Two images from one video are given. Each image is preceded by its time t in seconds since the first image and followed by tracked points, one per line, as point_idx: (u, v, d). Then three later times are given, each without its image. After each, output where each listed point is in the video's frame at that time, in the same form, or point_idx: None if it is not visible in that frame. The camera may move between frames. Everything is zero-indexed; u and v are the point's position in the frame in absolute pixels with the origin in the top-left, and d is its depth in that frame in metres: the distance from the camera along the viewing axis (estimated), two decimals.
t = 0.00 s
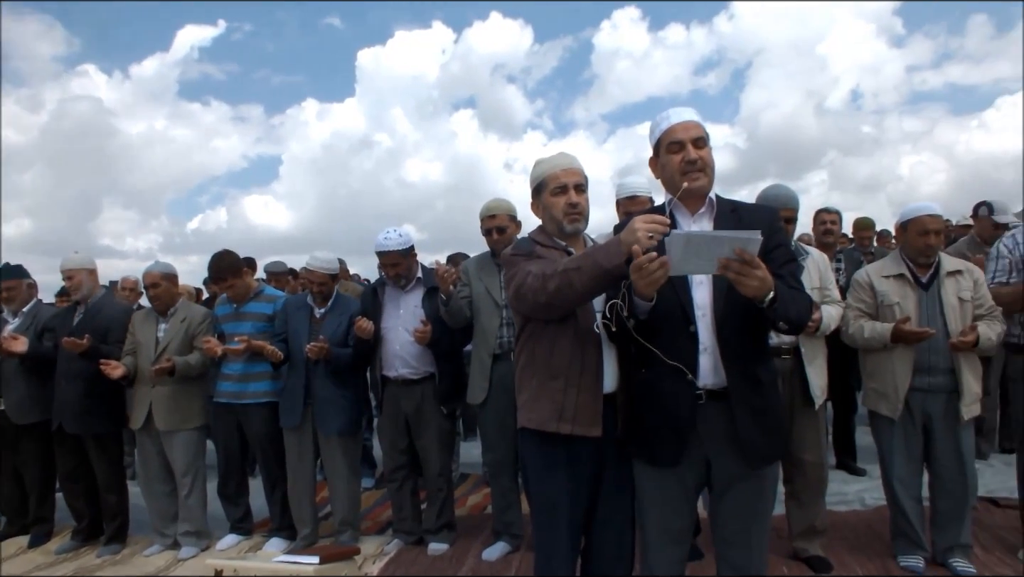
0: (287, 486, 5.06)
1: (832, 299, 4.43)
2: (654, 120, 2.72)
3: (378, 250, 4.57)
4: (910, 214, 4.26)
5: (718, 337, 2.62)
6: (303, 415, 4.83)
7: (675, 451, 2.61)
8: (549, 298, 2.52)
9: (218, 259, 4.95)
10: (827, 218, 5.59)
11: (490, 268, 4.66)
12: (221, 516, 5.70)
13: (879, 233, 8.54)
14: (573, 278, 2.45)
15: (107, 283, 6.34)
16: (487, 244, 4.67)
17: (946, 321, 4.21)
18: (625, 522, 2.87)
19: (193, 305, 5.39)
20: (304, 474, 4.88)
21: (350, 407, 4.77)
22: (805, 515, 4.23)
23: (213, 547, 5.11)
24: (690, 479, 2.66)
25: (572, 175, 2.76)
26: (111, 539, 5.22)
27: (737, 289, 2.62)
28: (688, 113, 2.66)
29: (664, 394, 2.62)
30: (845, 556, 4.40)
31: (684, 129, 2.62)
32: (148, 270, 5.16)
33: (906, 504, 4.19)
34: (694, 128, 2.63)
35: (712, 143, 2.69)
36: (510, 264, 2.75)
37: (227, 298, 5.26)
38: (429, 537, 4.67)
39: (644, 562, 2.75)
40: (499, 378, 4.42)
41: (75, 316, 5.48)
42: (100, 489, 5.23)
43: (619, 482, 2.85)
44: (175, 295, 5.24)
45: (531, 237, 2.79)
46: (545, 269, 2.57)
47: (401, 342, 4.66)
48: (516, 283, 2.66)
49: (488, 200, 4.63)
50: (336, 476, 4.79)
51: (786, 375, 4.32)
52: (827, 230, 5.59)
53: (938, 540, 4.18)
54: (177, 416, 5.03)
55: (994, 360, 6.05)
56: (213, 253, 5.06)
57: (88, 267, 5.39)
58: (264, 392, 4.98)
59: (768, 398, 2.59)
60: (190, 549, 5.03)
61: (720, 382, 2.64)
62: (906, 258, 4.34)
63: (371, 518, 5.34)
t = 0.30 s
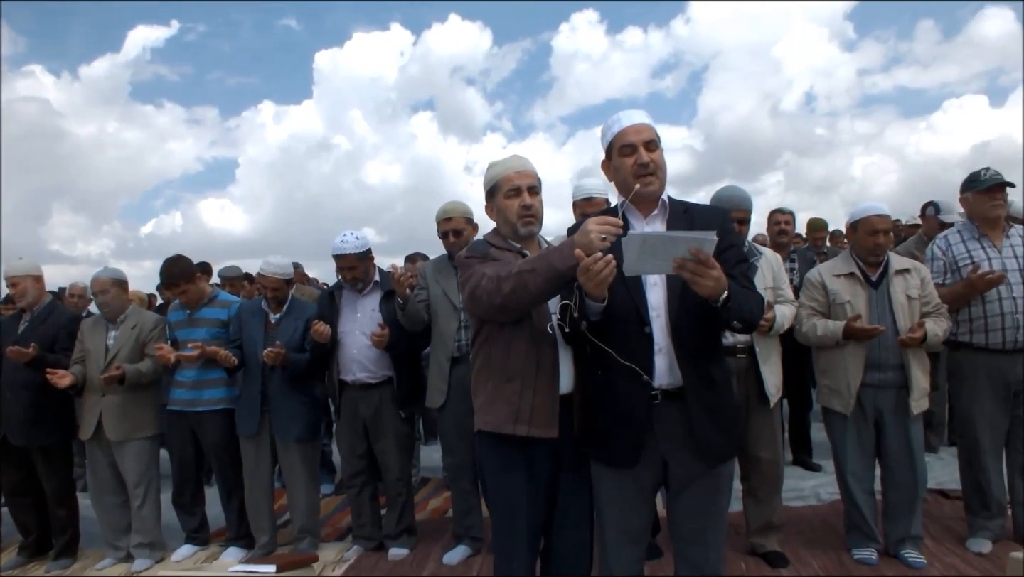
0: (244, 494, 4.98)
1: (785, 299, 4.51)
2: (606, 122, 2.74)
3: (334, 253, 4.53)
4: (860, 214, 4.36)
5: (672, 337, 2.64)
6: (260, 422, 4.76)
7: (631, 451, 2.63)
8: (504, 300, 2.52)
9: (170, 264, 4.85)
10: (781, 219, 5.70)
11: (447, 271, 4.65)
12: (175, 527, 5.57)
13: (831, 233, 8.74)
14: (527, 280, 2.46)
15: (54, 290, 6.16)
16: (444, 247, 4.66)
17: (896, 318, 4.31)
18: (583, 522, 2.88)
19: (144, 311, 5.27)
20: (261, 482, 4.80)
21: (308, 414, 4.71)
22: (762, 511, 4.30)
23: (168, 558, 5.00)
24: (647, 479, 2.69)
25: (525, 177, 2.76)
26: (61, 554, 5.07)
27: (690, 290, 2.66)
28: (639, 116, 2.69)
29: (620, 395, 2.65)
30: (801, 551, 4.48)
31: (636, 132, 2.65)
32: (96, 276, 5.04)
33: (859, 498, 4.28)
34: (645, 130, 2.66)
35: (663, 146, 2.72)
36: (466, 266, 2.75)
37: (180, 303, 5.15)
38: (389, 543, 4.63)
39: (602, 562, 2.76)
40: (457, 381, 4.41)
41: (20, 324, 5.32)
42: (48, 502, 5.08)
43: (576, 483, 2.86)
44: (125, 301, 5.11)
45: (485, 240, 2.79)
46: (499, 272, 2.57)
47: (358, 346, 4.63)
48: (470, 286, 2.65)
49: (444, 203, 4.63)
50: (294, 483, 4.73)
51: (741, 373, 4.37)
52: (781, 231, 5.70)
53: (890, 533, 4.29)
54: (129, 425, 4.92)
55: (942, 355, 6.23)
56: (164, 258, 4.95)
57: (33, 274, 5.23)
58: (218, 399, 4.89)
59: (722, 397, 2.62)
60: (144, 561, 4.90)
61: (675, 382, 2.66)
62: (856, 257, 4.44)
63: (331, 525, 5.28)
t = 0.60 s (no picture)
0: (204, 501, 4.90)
1: (744, 299, 4.59)
2: (568, 125, 2.76)
3: (294, 256, 4.50)
4: (816, 215, 4.46)
5: (632, 339, 2.67)
6: (219, 429, 4.70)
7: (593, 455, 2.64)
8: (463, 302, 2.53)
9: (126, 268, 4.76)
10: (740, 221, 5.80)
11: (409, 274, 4.64)
12: (134, 536, 5.47)
13: (789, 235, 8.90)
14: (487, 283, 2.47)
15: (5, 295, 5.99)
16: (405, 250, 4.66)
17: (852, 318, 4.40)
18: (546, 525, 2.89)
19: (100, 317, 5.16)
20: (221, 489, 4.73)
21: (269, 419, 4.67)
22: (723, 509, 4.37)
23: (126, 568, 4.90)
24: (609, 481, 2.70)
25: (484, 179, 2.77)
26: (14, 566, 4.95)
27: (648, 292, 2.70)
28: (600, 119, 2.72)
29: (581, 398, 2.67)
30: (762, 549, 4.55)
31: (596, 136, 2.68)
32: (50, 280, 4.92)
33: (817, 495, 4.36)
34: (606, 134, 2.69)
35: (623, 149, 2.75)
36: (425, 268, 2.75)
37: (137, 308, 5.07)
38: (352, 548, 4.60)
39: (566, 564, 2.76)
40: (419, 384, 4.40)
41: None
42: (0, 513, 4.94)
43: (539, 485, 2.87)
44: (79, 306, 5.00)
45: (445, 242, 2.80)
46: (459, 274, 2.58)
47: (320, 349, 4.59)
48: (430, 288, 2.66)
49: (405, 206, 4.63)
50: (255, 490, 4.67)
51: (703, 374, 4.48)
52: (741, 233, 5.79)
53: (848, 529, 4.38)
54: (85, 433, 4.81)
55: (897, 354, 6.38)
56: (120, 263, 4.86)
57: None
58: (177, 405, 4.81)
59: (680, 398, 2.66)
60: (101, 572, 4.80)
61: (636, 384, 2.70)
62: (813, 258, 4.54)
63: (293, 531, 5.23)
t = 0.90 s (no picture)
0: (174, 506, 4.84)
1: (714, 302, 4.65)
2: (542, 128, 2.79)
3: (264, 259, 4.47)
4: (785, 219, 4.52)
5: (603, 342, 2.70)
6: (189, 433, 4.65)
7: (566, 458, 2.66)
8: (434, 305, 2.54)
9: (93, 269, 4.70)
10: (712, 226, 5.84)
11: (380, 276, 4.63)
12: (101, 541, 5.39)
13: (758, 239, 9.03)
14: (457, 287, 2.48)
15: None
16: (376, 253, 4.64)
17: (819, 320, 4.48)
18: (518, 527, 2.90)
19: (67, 319, 5.09)
20: (191, 493, 4.68)
21: (238, 422, 4.63)
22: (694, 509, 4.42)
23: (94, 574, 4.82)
24: (581, 484, 2.72)
25: (452, 182, 2.79)
26: None
27: (619, 296, 2.72)
28: (572, 123, 2.75)
29: (553, 401, 2.69)
30: (733, 549, 4.61)
31: (570, 139, 2.71)
32: (16, 282, 4.84)
33: (786, 494, 4.43)
34: (579, 137, 2.72)
35: (596, 153, 2.78)
36: (395, 271, 2.76)
37: (104, 311, 5.00)
38: (324, 552, 4.57)
39: (538, 566, 2.77)
40: (390, 388, 4.39)
41: None
42: None
43: (511, 487, 2.88)
44: (46, 309, 4.92)
45: (416, 244, 2.81)
46: (429, 278, 2.59)
47: (290, 352, 4.57)
48: (400, 291, 2.66)
49: (376, 208, 4.62)
50: (226, 494, 4.62)
51: (673, 376, 4.53)
52: (712, 238, 5.87)
53: (818, 529, 4.45)
54: (51, 437, 4.73)
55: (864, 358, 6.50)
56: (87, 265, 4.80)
57: None
58: (146, 409, 4.75)
59: (651, 401, 2.69)
60: None
61: (608, 387, 2.72)
62: (781, 261, 4.62)
63: (264, 535, 5.19)
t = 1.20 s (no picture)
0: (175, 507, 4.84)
1: (715, 306, 4.66)
2: (542, 131, 2.80)
3: (266, 261, 4.48)
4: (785, 222, 4.54)
5: (605, 345, 2.71)
6: (190, 434, 4.66)
7: (567, 461, 2.67)
8: (436, 308, 2.55)
9: (95, 271, 4.71)
10: (712, 230, 5.86)
11: (382, 279, 4.64)
12: (102, 542, 5.39)
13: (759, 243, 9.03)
14: (459, 290, 2.49)
15: None
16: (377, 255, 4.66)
17: (820, 323, 4.49)
18: (519, 530, 2.90)
19: (69, 321, 5.10)
20: (192, 495, 4.69)
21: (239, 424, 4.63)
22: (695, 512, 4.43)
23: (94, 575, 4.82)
24: (582, 487, 2.73)
25: (453, 185, 2.80)
26: None
27: (621, 300, 2.73)
28: (572, 126, 2.76)
29: (555, 403, 2.69)
30: (733, 552, 4.62)
31: (569, 143, 2.71)
32: (18, 283, 4.85)
33: (787, 498, 4.43)
34: (578, 141, 2.72)
35: (596, 156, 2.78)
36: (397, 274, 2.76)
37: (106, 313, 5.00)
38: (325, 553, 4.57)
39: (540, 569, 2.77)
40: (392, 390, 4.40)
41: None
42: None
43: (513, 490, 2.89)
44: (48, 310, 4.94)
45: (417, 247, 2.82)
46: (431, 280, 2.60)
47: (292, 354, 4.57)
48: (402, 294, 2.67)
49: (378, 211, 4.63)
50: (227, 496, 4.63)
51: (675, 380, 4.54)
52: (713, 242, 5.87)
53: (819, 533, 4.45)
54: (53, 438, 4.74)
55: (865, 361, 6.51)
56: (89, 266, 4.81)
57: None
58: (147, 410, 4.76)
59: (652, 404, 2.69)
60: None
61: (609, 390, 2.73)
62: (782, 264, 4.63)
63: (265, 536, 5.19)
